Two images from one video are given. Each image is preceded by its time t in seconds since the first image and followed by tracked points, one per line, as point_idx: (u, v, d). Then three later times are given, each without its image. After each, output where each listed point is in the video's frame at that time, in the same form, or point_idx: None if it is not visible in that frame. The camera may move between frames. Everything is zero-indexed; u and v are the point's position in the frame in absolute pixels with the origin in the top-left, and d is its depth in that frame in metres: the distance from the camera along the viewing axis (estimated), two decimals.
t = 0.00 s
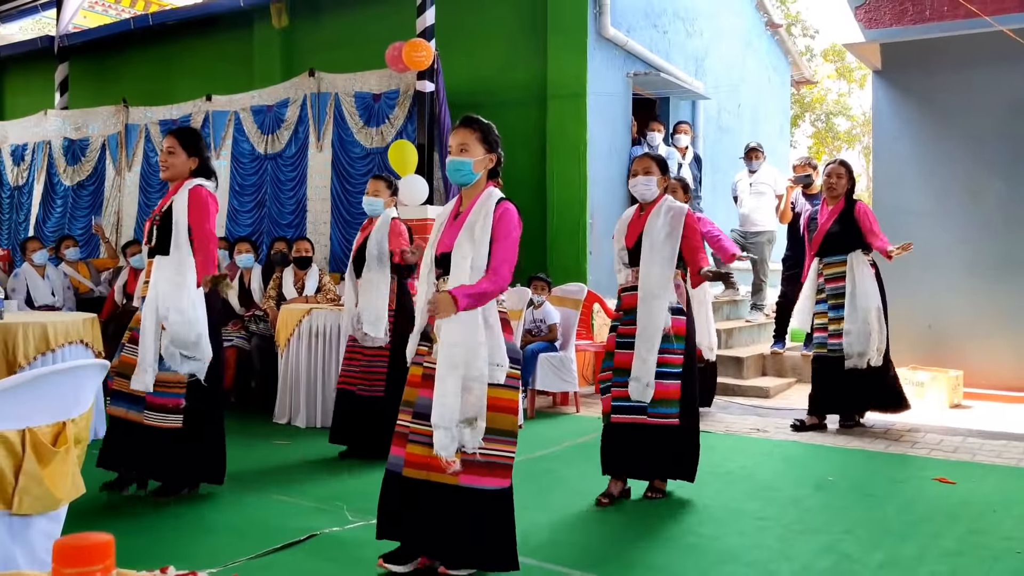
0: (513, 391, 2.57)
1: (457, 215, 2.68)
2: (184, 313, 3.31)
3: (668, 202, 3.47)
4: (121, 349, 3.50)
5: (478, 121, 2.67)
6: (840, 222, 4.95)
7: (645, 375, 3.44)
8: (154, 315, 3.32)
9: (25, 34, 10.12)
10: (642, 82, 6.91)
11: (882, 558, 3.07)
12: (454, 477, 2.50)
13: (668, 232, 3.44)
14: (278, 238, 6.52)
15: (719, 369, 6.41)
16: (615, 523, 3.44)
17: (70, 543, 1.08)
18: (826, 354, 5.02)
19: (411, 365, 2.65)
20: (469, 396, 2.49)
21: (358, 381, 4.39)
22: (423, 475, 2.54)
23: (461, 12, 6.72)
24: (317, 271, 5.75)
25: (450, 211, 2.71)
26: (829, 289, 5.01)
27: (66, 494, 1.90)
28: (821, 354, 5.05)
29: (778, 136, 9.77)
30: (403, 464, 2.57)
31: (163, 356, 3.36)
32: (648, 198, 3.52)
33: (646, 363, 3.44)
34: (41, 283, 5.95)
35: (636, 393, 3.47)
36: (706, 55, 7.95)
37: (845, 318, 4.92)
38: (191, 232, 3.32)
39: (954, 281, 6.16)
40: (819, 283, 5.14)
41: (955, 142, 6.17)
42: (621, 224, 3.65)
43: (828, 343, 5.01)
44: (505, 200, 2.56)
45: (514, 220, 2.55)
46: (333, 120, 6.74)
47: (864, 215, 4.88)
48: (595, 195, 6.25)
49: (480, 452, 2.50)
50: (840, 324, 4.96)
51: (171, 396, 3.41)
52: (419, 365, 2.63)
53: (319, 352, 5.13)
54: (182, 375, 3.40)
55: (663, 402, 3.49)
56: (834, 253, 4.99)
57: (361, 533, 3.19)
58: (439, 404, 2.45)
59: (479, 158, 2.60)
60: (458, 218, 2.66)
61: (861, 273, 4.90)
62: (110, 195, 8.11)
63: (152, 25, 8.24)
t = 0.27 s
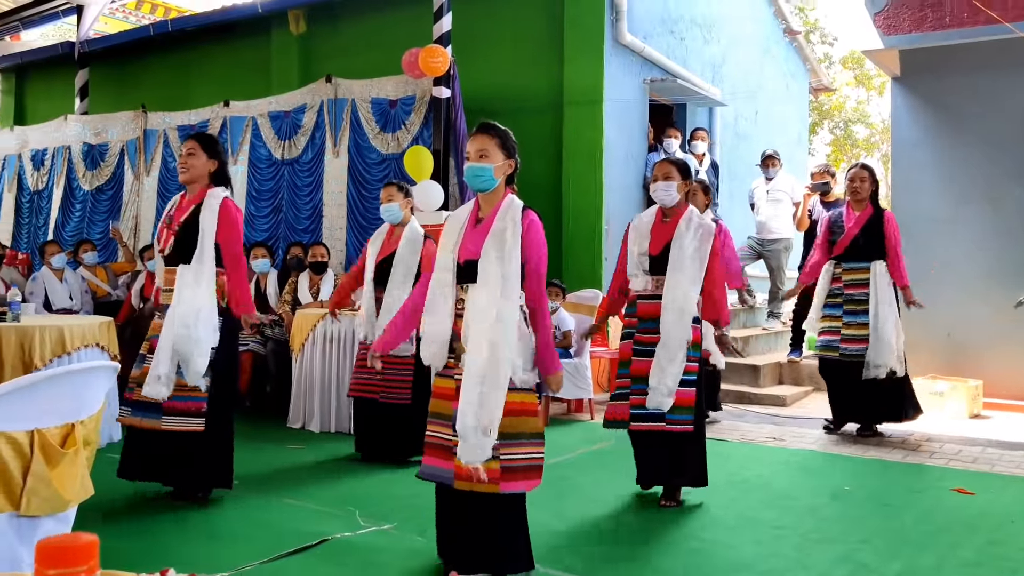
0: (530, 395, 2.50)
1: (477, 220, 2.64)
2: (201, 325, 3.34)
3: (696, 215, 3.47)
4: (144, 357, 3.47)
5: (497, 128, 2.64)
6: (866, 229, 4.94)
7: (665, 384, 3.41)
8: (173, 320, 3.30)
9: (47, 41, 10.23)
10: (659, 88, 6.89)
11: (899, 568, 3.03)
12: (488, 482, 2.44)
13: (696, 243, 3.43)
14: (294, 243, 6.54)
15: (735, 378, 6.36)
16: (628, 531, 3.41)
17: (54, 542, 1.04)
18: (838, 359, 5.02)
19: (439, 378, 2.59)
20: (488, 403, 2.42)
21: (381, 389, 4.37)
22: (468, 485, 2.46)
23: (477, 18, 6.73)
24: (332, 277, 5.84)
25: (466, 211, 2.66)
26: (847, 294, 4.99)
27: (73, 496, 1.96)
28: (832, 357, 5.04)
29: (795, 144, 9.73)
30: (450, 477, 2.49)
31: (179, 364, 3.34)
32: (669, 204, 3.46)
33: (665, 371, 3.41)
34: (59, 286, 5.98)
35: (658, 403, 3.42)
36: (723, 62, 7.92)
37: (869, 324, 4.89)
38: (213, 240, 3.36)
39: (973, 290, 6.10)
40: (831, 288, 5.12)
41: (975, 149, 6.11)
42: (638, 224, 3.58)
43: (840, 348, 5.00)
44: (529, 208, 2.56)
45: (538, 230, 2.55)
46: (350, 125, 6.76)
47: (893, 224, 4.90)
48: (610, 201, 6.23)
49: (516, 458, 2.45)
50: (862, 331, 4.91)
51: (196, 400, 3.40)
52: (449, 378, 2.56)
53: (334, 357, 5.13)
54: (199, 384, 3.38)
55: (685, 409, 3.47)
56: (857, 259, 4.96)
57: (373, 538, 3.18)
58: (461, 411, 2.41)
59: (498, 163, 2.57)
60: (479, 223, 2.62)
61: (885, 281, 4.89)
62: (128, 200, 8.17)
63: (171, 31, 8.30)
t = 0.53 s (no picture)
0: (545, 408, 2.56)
1: (489, 233, 2.60)
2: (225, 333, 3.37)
3: (705, 225, 3.40)
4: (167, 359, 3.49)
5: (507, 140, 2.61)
6: (884, 237, 4.87)
7: (671, 393, 3.38)
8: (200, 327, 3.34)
9: (65, 48, 10.32)
10: (673, 93, 6.85)
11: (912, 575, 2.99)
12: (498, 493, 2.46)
13: (709, 257, 3.38)
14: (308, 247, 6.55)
15: (750, 383, 6.31)
16: (639, 536, 3.39)
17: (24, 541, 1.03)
18: (856, 367, 4.99)
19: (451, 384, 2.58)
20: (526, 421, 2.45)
21: (385, 394, 4.40)
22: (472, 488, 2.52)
23: (490, 23, 6.73)
24: (345, 282, 5.84)
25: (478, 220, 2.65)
26: (857, 303, 4.94)
27: (78, 500, 1.97)
28: (848, 366, 5.02)
29: (811, 148, 9.66)
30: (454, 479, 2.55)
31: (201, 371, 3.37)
32: (678, 216, 3.44)
33: (672, 379, 3.38)
34: (75, 291, 6.02)
35: (664, 411, 3.40)
36: (738, 66, 7.88)
37: (884, 335, 4.85)
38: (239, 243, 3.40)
39: (991, 295, 6.03)
40: (842, 294, 5.08)
41: (992, 152, 6.05)
42: (647, 234, 3.53)
43: (857, 356, 4.97)
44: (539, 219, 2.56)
45: (550, 237, 2.57)
46: (363, 130, 6.77)
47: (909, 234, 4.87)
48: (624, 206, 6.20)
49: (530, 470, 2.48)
50: (875, 338, 4.89)
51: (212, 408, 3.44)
52: (460, 384, 2.56)
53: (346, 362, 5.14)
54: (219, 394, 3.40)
55: (687, 417, 3.48)
56: (871, 268, 4.90)
57: (382, 542, 3.17)
58: (497, 432, 2.43)
59: (509, 176, 2.55)
60: (491, 236, 2.59)
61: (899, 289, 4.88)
62: (144, 205, 8.22)
63: (187, 38, 8.34)
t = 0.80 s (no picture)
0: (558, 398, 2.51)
1: (499, 223, 2.60)
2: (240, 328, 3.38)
3: (715, 216, 3.37)
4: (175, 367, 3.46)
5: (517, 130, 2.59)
6: (894, 233, 4.83)
7: (695, 393, 3.34)
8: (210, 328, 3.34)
9: (83, 53, 10.40)
10: (688, 92, 6.81)
11: None
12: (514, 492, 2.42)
13: (719, 247, 3.35)
14: (322, 250, 6.57)
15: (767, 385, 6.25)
16: (654, 538, 3.36)
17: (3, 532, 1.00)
18: (868, 368, 4.96)
19: (460, 380, 2.61)
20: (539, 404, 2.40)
21: (406, 394, 4.34)
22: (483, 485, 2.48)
23: (504, 23, 6.72)
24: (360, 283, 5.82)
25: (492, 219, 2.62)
26: (874, 300, 4.90)
27: (81, 499, 2.04)
28: (862, 366, 4.99)
29: (828, 148, 9.60)
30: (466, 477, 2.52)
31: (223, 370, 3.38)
32: (690, 210, 3.42)
33: (692, 380, 3.34)
34: (92, 294, 6.06)
35: (691, 412, 3.36)
36: (754, 66, 7.84)
37: (897, 331, 4.80)
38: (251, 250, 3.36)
39: (1011, 295, 5.95)
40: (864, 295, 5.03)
41: (1011, 151, 5.97)
42: (659, 230, 3.54)
43: (869, 357, 4.93)
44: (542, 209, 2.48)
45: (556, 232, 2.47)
46: (377, 132, 6.78)
47: (922, 228, 4.76)
48: (638, 206, 6.17)
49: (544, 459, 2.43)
50: (890, 340, 4.84)
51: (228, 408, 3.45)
52: (468, 380, 2.58)
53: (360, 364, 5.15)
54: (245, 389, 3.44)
55: (716, 416, 3.41)
56: (888, 265, 4.85)
57: (393, 544, 3.17)
58: (513, 418, 2.37)
59: (522, 169, 2.53)
60: (500, 226, 2.58)
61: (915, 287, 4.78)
62: (160, 209, 8.27)
63: (203, 41, 8.39)
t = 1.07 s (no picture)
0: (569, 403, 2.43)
1: (509, 224, 2.59)
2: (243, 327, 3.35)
3: (726, 215, 3.36)
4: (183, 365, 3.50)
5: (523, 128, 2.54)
6: (911, 230, 4.79)
7: (702, 393, 3.32)
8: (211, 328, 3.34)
9: (100, 58, 10.48)
10: (702, 94, 6.79)
11: None
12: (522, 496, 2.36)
13: (725, 246, 3.32)
14: (337, 253, 6.58)
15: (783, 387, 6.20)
16: (669, 541, 3.33)
17: None
18: (885, 365, 4.92)
19: (465, 378, 2.55)
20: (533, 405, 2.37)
21: (407, 395, 4.37)
22: (481, 490, 2.42)
23: (517, 26, 6.73)
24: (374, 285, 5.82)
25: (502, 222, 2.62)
26: (895, 300, 4.86)
27: (94, 498, 2.06)
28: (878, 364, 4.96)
29: (844, 149, 9.54)
30: (457, 478, 2.45)
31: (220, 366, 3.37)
32: (703, 211, 3.40)
33: (702, 380, 3.31)
34: (109, 297, 6.09)
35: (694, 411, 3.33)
36: (769, 66, 7.80)
37: (914, 329, 4.76)
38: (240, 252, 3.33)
39: None
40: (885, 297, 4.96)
41: None
42: (674, 237, 3.53)
43: (886, 355, 4.91)
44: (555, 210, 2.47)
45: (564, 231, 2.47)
46: (392, 135, 6.79)
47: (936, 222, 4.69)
48: (652, 207, 6.15)
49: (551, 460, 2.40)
50: (906, 337, 4.81)
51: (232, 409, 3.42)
52: (475, 379, 2.52)
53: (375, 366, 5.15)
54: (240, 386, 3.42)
55: (723, 417, 3.37)
56: (905, 263, 4.81)
57: (406, 546, 3.15)
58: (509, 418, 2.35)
59: (530, 172, 2.51)
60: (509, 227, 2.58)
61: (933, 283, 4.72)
62: (177, 212, 8.31)
63: (218, 46, 8.44)
